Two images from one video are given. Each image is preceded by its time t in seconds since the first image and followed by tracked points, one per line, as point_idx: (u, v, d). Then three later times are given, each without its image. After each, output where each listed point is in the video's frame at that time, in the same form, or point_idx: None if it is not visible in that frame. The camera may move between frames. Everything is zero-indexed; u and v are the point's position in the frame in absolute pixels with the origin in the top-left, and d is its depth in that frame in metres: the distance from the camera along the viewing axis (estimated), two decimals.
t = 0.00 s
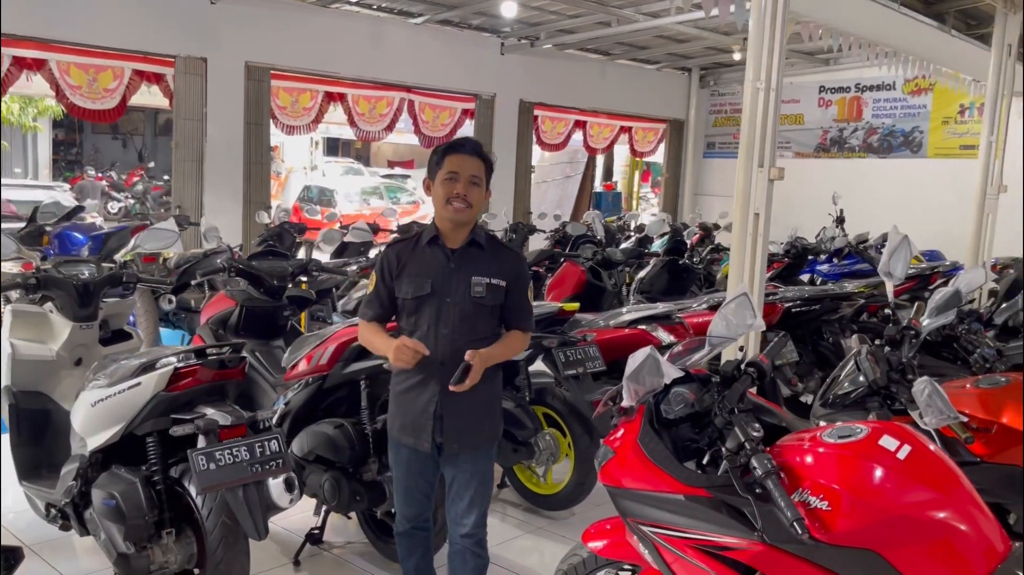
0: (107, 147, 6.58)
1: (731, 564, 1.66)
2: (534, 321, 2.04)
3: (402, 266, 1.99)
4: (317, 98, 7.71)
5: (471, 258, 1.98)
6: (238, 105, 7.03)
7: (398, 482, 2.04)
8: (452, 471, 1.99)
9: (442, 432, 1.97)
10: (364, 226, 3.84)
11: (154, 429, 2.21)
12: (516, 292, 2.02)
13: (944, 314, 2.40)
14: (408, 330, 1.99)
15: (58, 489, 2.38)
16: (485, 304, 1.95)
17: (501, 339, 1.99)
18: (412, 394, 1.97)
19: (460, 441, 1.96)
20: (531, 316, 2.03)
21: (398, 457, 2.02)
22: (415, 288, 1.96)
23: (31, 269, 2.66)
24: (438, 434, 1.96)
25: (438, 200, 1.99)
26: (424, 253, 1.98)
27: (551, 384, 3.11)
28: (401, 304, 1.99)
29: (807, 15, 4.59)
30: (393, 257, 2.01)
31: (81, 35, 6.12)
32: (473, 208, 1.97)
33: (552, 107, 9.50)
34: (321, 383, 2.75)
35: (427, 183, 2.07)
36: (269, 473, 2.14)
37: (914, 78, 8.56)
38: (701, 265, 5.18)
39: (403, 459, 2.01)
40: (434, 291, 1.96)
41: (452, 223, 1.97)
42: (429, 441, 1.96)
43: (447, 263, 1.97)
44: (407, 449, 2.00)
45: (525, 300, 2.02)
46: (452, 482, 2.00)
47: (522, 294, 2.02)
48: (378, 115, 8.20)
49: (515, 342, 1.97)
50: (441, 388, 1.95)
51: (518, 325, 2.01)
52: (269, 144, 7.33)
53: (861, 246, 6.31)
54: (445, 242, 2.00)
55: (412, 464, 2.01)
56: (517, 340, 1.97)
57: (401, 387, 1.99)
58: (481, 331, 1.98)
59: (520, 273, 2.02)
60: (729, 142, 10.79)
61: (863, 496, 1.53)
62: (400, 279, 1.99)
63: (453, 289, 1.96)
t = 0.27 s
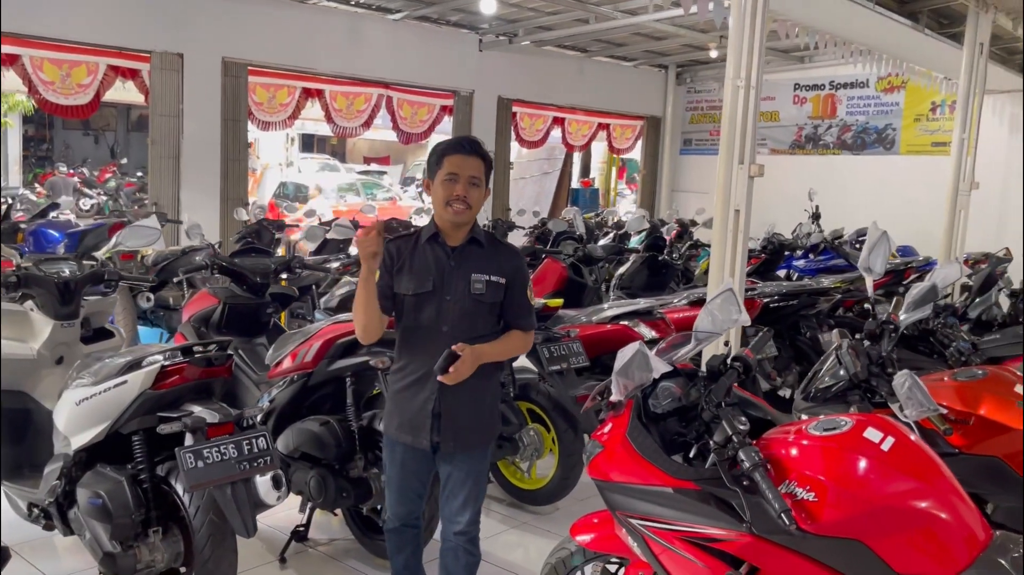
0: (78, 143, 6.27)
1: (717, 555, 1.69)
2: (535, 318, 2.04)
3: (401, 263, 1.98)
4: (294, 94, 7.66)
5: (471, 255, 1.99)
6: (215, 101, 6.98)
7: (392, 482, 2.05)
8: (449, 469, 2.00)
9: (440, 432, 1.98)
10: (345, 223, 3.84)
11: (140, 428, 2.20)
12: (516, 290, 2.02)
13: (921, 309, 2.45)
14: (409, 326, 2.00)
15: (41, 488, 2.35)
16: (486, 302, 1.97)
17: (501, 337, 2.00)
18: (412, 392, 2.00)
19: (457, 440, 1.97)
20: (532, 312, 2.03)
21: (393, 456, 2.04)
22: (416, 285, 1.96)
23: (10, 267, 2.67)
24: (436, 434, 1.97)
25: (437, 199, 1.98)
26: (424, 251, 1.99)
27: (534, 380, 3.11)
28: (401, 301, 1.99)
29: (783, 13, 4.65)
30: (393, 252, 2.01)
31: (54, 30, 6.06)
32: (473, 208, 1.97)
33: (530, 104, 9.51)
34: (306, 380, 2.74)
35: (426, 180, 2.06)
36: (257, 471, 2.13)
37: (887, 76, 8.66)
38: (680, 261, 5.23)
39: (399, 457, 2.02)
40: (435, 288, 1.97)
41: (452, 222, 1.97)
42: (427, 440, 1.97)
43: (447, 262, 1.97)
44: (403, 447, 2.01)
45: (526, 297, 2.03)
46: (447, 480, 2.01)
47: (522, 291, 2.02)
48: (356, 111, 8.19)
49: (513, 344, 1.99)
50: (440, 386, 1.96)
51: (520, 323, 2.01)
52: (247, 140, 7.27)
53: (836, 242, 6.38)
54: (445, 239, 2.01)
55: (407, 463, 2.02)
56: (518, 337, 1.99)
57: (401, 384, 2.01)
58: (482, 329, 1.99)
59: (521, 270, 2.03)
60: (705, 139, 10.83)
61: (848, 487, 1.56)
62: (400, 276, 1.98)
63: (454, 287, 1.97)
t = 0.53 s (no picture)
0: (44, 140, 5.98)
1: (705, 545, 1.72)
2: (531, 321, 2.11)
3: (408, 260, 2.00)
4: (270, 92, 7.63)
5: (474, 255, 2.03)
6: (190, 98, 6.92)
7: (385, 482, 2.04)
8: (449, 469, 2.03)
9: (440, 431, 1.99)
10: (327, 221, 3.84)
11: (128, 427, 2.20)
12: (515, 291, 2.08)
13: (898, 304, 2.50)
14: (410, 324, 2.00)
15: (25, 490, 2.33)
16: (488, 301, 2.01)
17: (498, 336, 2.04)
18: (412, 391, 2.00)
19: (458, 440, 2.00)
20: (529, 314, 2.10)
21: (388, 457, 2.03)
22: (422, 282, 1.97)
23: None
24: (436, 433, 1.99)
25: (447, 198, 2.01)
26: (430, 248, 2.00)
27: (518, 376, 3.16)
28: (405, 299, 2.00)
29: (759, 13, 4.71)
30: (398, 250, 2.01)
31: (26, 26, 5.99)
32: (481, 208, 2.01)
33: (506, 101, 9.53)
34: (292, 378, 2.73)
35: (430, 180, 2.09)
36: (247, 469, 2.14)
37: (858, 74, 8.78)
38: (658, 258, 5.28)
39: (395, 457, 2.02)
40: (440, 286, 1.99)
41: (459, 219, 2.00)
42: (428, 439, 1.98)
43: (452, 260, 2.00)
44: (401, 446, 2.01)
45: (524, 300, 2.10)
46: (446, 479, 2.05)
47: (521, 293, 2.09)
48: (332, 109, 8.17)
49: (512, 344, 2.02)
50: (443, 385, 1.98)
51: (518, 324, 2.07)
52: (222, 138, 7.22)
53: (810, 239, 6.47)
54: (449, 238, 2.04)
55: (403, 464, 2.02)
56: (516, 338, 2.04)
57: (402, 383, 2.01)
58: (483, 328, 2.03)
59: (518, 272, 2.09)
60: (680, 136, 10.90)
61: (834, 478, 1.60)
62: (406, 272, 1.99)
63: (458, 286, 1.99)
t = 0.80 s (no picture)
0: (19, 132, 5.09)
1: (695, 533, 1.76)
2: (530, 324, 2.24)
3: (416, 260, 2.13)
4: (247, 88, 7.57)
5: (480, 255, 2.15)
6: (166, 94, 6.86)
7: (382, 482, 2.07)
8: (450, 461, 2.14)
9: (442, 427, 2.10)
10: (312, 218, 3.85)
11: (119, 425, 2.20)
12: (516, 292, 2.21)
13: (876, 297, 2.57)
14: (415, 322, 2.10)
15: (14, 488, 2.33)
16: (492, 300, 2.13)
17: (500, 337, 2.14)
18: (415, 387, 2.08)
19: (460, 435, 2.11)
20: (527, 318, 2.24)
21: (385, 455, 2.08)
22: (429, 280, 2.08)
23: None
24: (437, 428, 2.09)
25: (454, 195, 2.15)
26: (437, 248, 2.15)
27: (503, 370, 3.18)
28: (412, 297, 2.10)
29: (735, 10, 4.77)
30: (406, 250, 2.14)
31: None
32: (487, 206, 2.14)
33: (484, 97, 9.54)
34: (280, 375, 2.75)
35: (437, 182, 2.22)
36: (239, 465, 2.16)
37: (831, 70, 8.89)
38: (637, 254, 5.34)
39: (393, 453, 2.07)
40: (446, 284, 2.10)
41: (466, 218, 2.14)
42: (429, 434, 2.06)
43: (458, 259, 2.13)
44: (399, 442, 2.07)
45: (524, 303, 2.23)
46: (444, 471, 2.16)
47: (521, 295, 2.22)
48: (310, 105, 8.15)
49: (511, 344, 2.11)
50: (445, 382, 2.07)
51: (516, 326, 2.21)
52: (199, 134, 7.17)
53: (786, 233, 6.56)
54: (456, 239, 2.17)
55: (402, 462, 2.07)
56: (517, 337, 2.14)
57: (405, 379, 2.09)
58: (487, 326, 2.15)
59: (519, 275, 2.22)
60: (656, 132, 10.98)
61: (820, 465, 1.64)
62: (415, 271, 2.13)
63: (463, 284, 2.11)
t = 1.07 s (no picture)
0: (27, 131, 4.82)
1: (684, 520, 1.79)
2: (522, 322, 2.29)
3: (409, 256, 2.15)
4: (222, 84, 7.52)
5: (472, 254, 2.22)
6: (139, 90, 6.79)
7: (379, 479, 2.12)
8: (442, 455, 2.20)
9: (434, 422, 2.15)
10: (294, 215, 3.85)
11: (107, 423, 2.20)
12: (507, 290, 2.27)
13: (854, 288, 2.62)
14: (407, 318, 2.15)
15: None
16: (484, 299, 2.19)
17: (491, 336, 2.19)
18: (406, 383, 2.13)
19: (451, 431, 2.16)
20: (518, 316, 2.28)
21: (380, 451, 2.13)
22: (421, 277, 2.14)
23: None
24: (429, 423, 2.14)
25: (448, 189, 2.18)
26: (430, 244, 2.18)
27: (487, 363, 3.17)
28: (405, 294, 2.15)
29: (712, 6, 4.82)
30: (398, 246, 2.16)
31: None
32: (482, 200, 2.18)
33: (460, 93, 9.53)
34: (266, 371, 2.74)
35: (432, 175, 2.26)
36: (229, 461, 2.17)
37: (803, 66, 8.99)
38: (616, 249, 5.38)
39: (387, 449, 2.12)
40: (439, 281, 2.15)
41: (460, 214, 2.18)
42: (421, 431, 2.11)
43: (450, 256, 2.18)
44: (391, 438, 2.12)
45: (515, 301, 2.28)
46: (436, 465, 2.21)
47: (513, 294, 2.28)
48: (287, 102, 8.11)
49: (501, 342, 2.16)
50: (437, 378, 2.12)
51: (507, 324, 2.26)
52: (174, 131, 7.11)
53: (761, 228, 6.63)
54: (450, 235, 2.22)
55: (396, 459, 2.12)
56: (509, 336, 2.20)
57: (397, 376, 2.14)
58: (478, 324, 2.21)
59: (512, 274, 2.28)
60: (632, 128, 11.03)
61: (806, 452, 1.69)
62: (407, 267, 2.15)
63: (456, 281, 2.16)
